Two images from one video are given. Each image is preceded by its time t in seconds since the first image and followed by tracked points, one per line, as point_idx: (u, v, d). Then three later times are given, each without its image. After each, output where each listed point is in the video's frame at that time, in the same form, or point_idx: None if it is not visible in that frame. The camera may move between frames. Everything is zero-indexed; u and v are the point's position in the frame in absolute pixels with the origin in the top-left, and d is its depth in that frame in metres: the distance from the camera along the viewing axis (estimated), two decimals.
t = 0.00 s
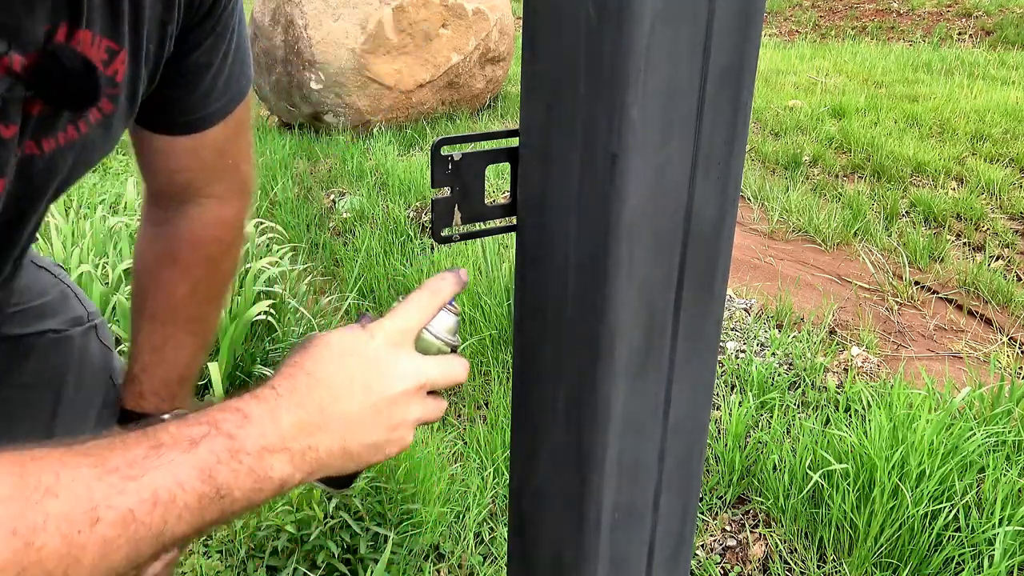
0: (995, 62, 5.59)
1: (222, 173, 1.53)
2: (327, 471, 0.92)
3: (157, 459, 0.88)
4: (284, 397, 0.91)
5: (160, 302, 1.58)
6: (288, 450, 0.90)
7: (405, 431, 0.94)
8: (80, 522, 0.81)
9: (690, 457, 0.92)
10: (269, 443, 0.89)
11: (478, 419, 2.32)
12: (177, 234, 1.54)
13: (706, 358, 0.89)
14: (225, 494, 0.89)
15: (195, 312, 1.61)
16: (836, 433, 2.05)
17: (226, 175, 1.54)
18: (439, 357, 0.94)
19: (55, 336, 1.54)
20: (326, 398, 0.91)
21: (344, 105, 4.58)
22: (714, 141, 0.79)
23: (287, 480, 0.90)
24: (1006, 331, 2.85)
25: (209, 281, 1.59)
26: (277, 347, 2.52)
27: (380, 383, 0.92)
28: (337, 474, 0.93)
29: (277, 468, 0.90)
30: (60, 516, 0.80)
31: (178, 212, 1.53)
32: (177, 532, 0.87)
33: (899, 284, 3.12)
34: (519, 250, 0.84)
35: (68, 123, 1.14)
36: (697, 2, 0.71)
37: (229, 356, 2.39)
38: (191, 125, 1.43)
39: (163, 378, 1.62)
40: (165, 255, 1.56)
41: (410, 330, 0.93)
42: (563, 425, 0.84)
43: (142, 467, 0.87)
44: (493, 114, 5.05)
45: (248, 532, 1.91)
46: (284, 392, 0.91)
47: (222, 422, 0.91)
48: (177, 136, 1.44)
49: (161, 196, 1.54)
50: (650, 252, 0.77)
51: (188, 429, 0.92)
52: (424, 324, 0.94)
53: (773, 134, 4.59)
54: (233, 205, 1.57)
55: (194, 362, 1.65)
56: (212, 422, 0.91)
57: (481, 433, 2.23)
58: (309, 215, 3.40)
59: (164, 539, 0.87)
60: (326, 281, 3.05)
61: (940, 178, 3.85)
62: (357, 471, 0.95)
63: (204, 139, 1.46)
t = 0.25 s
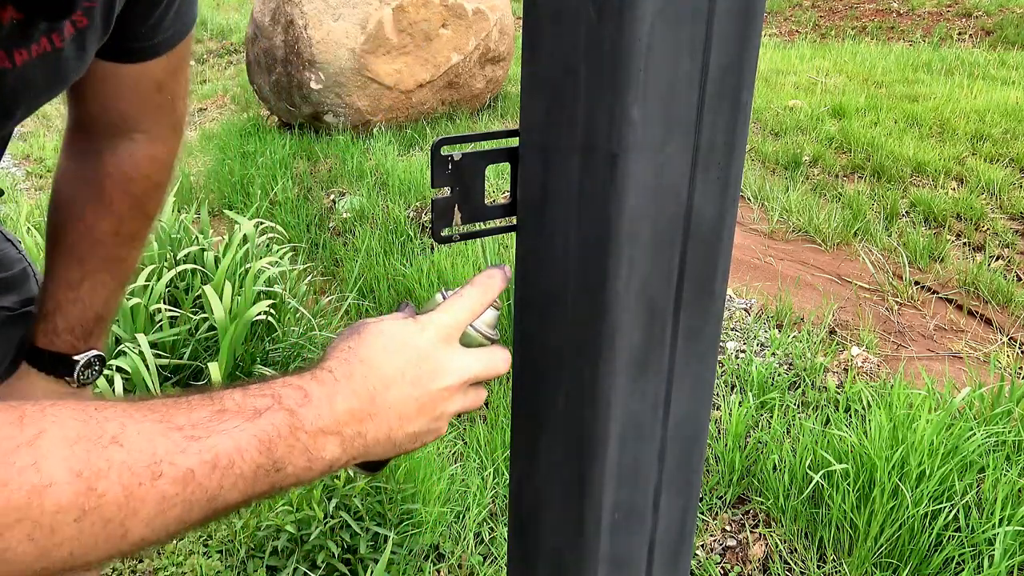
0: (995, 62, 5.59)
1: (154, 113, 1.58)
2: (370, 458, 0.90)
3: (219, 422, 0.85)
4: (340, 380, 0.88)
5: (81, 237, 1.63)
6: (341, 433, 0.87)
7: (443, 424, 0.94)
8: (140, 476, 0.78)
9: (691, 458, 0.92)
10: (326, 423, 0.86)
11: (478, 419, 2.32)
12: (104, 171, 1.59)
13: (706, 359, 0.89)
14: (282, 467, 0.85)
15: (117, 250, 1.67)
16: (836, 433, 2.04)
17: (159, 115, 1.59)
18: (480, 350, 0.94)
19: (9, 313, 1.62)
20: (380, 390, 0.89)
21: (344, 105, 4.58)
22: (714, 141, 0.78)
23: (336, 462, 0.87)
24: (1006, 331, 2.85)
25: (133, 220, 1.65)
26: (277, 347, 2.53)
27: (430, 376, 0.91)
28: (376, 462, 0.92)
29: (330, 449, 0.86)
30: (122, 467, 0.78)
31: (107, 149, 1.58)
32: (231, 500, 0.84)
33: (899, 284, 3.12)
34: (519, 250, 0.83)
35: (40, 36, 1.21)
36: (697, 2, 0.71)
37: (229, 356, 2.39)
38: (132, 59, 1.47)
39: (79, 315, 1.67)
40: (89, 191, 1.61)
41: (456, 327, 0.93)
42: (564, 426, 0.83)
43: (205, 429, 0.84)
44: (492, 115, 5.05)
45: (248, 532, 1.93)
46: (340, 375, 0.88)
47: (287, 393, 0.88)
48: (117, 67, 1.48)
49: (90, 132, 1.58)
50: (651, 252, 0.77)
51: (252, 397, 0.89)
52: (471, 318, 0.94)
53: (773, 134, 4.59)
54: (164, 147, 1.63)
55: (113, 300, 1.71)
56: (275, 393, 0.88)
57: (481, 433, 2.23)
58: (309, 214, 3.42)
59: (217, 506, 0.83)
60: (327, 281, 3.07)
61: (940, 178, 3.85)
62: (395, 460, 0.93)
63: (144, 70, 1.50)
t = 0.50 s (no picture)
0: (995, 61, 5.59)
1: (139, 86, 1.51)
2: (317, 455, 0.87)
3: (150, 434, 0.79)
4: (281, 379, 0.85)
5: (62, 208, 1.51)
6: (286, 435, 0.84)
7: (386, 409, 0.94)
8: (65, 497, 0.72)
9: (690, 458, 0.92)
10: (269, 426, 0.83)
11: (478, 419, 2.32)
12: (85, 140, 1.49)
13: (705, 358, 0.89)
14: (221, 477, 0.81)
15: (97, 222, 1.56)
16: (836, 433, 2.04)
17: (143, 87, 1.52)
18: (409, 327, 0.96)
19: None
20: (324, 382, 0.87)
21: (344, 104, 4.58)
22: (714, 142, 0.79)
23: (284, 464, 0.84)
24: (1006, 331, 2.85)
25: (115, 196, 1.56)
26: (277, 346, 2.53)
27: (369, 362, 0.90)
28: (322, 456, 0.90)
29: (275, 451, 0.83)
30: (45, 490, 0.71)
31: (88, 118, 1.49)
32: (168, 516, 0.78)
33: (899, 284, 3.12)
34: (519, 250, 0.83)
35: (29, 36, 1.05)
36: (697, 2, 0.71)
37: (229, 356, 2.39)
38: (122, 37, 1.39)
39: (59, 285, 1.56)
40: (69, 160, 1.50)
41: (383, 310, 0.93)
42: (563, 426, 0.83)
43: (134, 443, 0.78)
44: (493, 115, 5.05)
45: (248, 532, 1.95)
46: (279, 373, 0.85)
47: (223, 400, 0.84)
48: (102, 45, 1.40)
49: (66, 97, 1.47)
50: (650, 252, 0.77)
51: (185, 405, 0.84)
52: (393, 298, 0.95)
53: (773, 134, 4.59)
54: (145, 121, 1.55)
55: (88, 271, 1.60)
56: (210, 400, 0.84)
57: (481, 433, 2.23)
58: (309, 214, 3.42)
59: (154, 524, 0.78)
60: (326, 281, 3.07)
61: (940, 178, 3.85)
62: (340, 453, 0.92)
63: (131, 47, 1.43)
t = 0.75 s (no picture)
0: (995, 62, 5.59)
1: (122, 72, 1.65)
2: (318, 402, 0.98)
3: (148, 396, 0.90)
4: (277, 332, 0.96)
5: (47, 195, 1.69)
6: (287, 385, 0.94)
7: (382, 354, 1.06)
8: (72, 458, 0.82)
9: (690, 458, 0.92)
10: (268, 377, 0.94)
11: (478, 419, 2.32)
12: (71, 127, 1.64)
13: (705, 358, 0.89)
14: (225, 429, 0.91)
15: (81, 204, 1.75)
16: (836, 433, 2.04)
17: (125, 72, 1.65)
18: (400, 279, 1.09)
19: None
20: (321, 332, 0.98)
21: (344, 104, 4.58)
22: (715, 142, 0.79)
23: (285, 413, 0.95)
24: (1006, 331, 2.85)
25: (99, 177, 1.74)
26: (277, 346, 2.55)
27: (361, 311, 1.03)
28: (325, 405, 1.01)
29: (274, 401, 0.94)
30: (51, 456, 0.81)
31: (73, 104, 1.63)
32: (175, 469, 0.89)
33: (899, 284, 3.12)
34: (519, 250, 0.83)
35: (24, 28, 1.14)
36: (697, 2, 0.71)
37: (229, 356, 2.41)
38: (111, 25, 1.51)
39: (45, 268, 1.75)
40: (53, 147, 1.65)
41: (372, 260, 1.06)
42: (563, 426, 0.83)
43: (133, 404, 0.88)
44: (493, 115, 5.05)
45: (248, 532, 1.95)
46: (276, 326, 0.96)
47: (215, 360, 0.94)
48: (93, 31, 1.52)
49: (52, 87, 1.62)
50: (650, 252, 0.77)
51: (182, 366, 0.94)
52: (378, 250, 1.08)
53: (773, 134, 4.59)
54: (127, 101, 1.69)
55: (74, 250, 1.80)
56: (205, 358, 0.94)
57: (481, 433, 2.23)
58: (309, 214, 3.41)
59: (161, 480, 0.88)
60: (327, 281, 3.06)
61: (940, 178, 3.85)
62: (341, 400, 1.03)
63: (113, 36, 1.56)
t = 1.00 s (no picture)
0: (995, 61, 5.59)
1: (121, 62, 1.67)
2: (346, 448, 0.93)
3: (174, 421, 0.91)
4: (306, 369, 0.94)
5: (48, 186, 1.68)
6: (309, 422, 0.91)
7: (429, 414, 0.96)
8: (92, 478, 0.84)
9: (690, 459, 0.92)
10: (290, 413, 0.91)
11: (478, 419, 2.32)
12: (71, 119, 1.66)
13: (705, 358, 0.89)
14: (243, 461, 0.90)
15: (83, 195, 1.73)
16: (836, 433, 2.04)
17: (123, 63, 1.68)
18: (470, 339, 0.96)
19: None
20: (350, 375, 0.92)
21: (344, 104, 4.58)
22: (715, 142, 0.79)
23: (305, 452, 0.92)
24: (1006, 331, 2.85)
25: (99, 169, 1.73)
26: (277, 346, 2.56)
27: (405, 362, 0.93)
28: (356, 453, 0.95)
29: (297, 438, 0.91)
30: (69, 474, 0.83)
31: (73, 95, 1.65)
32: (192, 499, 0.89)
33: (899, 284, 3.12)
34: (519, 250, 0.83)
35: (28, 22, 1.15)
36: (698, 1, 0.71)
37: (229, 356, 2.42)
38: (110, 15, 1.53)
39: (48, 262, 1.72)
40: (54, 137, 1.66)
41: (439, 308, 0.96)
42: (563, 427, 0.83)
43: (158, 428, 0.90)
44: (493, 115, 5.04)
45: (248, 532, 1.95)
46: (306, 364, 0.94)
47: (245, 391, 0.94)
48: (95, 21, 1.54)
49: (53, 81, 1.64)
50: (650, 252, 0.77)
51: (210, 394, 0.95)
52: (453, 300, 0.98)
53: (773, 134, 4.59)
54: (127, 94, 1.72)
55: (76, 245, 1.77)
56: (233, 388, 0.94)
57: (481, 433, 2.23)
58: (309, 215, 3.41)
59: (177, 509, 0.88)
60: (327, 281, 3.06)
61: (940, 178, 3.85)
62: (375, 452, 0.96)
63: (114, 26, 1.58)
